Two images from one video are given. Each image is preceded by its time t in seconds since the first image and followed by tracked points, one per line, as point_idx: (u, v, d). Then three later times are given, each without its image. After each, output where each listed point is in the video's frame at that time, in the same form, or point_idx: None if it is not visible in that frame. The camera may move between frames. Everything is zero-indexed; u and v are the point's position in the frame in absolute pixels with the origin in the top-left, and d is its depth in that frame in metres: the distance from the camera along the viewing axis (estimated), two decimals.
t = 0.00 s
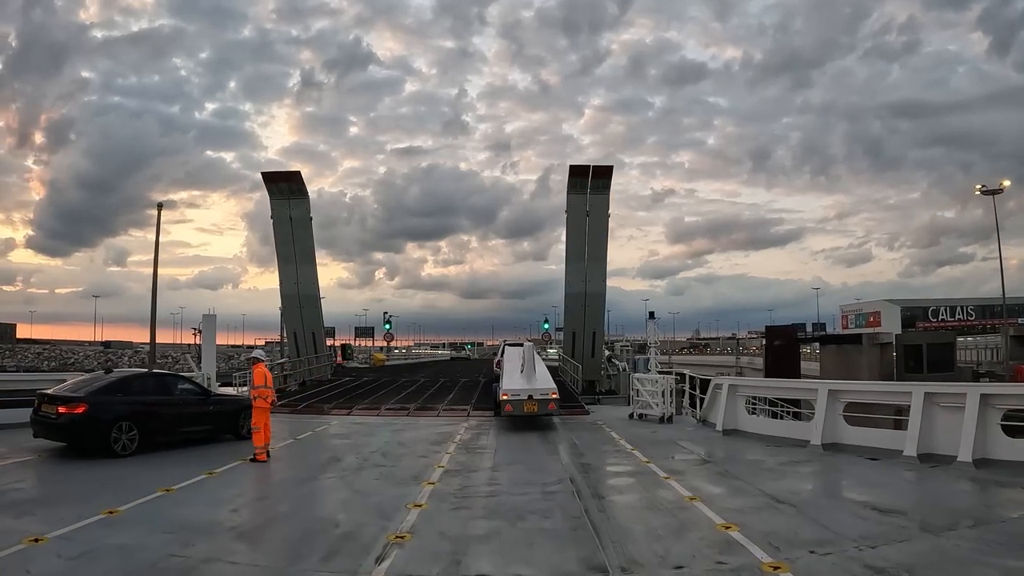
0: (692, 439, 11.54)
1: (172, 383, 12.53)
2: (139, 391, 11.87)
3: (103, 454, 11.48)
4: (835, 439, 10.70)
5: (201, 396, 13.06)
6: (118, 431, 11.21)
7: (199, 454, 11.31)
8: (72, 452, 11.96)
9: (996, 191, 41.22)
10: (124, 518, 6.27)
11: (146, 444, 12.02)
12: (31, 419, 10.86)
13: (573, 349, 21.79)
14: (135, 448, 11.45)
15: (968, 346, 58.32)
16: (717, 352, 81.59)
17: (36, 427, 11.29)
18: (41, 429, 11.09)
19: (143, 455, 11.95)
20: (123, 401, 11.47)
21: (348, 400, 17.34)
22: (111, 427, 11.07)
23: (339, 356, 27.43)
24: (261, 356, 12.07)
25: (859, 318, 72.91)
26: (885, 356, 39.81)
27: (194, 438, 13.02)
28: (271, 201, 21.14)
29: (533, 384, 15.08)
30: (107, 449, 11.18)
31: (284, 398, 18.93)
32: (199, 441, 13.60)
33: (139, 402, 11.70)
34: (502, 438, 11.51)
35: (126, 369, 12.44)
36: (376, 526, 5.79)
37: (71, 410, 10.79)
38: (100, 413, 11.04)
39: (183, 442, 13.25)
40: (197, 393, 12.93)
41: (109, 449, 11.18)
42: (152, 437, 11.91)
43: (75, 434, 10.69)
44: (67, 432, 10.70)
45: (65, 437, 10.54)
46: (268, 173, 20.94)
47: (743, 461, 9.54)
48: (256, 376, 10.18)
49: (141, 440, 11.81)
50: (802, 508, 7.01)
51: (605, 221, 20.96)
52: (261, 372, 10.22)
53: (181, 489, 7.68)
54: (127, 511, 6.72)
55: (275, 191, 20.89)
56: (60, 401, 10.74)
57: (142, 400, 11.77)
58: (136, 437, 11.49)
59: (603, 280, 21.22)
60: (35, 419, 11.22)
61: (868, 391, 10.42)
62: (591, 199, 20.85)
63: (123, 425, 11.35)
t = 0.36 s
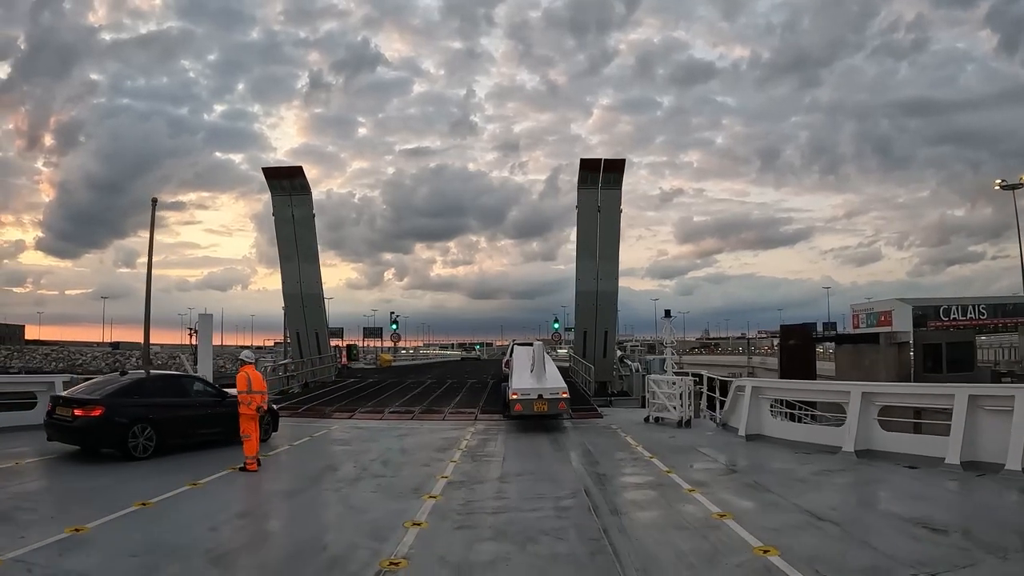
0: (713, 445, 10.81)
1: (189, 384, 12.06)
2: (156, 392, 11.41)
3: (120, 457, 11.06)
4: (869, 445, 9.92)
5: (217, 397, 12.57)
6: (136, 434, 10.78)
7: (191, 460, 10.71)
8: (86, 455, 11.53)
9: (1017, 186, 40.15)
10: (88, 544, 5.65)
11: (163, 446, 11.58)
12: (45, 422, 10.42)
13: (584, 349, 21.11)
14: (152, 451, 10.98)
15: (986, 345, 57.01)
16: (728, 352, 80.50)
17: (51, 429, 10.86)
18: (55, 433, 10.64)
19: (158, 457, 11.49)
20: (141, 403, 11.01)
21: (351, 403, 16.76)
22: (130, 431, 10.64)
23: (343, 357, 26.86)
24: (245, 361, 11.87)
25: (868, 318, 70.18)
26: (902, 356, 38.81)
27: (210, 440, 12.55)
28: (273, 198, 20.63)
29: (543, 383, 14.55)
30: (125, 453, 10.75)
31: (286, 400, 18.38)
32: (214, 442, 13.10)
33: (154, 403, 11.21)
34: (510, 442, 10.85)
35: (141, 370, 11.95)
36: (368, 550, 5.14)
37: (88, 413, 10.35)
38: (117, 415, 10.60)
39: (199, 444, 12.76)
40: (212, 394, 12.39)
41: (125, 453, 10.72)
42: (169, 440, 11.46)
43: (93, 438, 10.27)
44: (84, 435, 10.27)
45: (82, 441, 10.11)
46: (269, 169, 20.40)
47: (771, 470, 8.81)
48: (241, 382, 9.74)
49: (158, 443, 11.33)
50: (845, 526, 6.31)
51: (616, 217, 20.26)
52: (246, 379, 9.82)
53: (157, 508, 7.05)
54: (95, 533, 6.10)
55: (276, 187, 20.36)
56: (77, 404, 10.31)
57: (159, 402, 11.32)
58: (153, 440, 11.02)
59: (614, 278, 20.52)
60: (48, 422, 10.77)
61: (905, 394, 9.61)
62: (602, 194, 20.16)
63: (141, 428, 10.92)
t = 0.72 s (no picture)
0: (730, 451, 10.19)
1: (202, 385, 11.55)
2: (170, 393, 10.95)
3: (134, 459, 10.67)
4: (898, 452, 9.25)
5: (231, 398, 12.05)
6: (150, 437, 10.36)
7: (178, 466, 10.17)
8: (99, 456, 11.16)
9: None
10: (47, 567, 5.08)
11: (178, 448, 11.16)
12: (57, 424, 10.04)
13: (591, 349, 20.52)
14: (166, 453, 10.59)
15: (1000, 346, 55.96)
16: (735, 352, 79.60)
17: (62, 432, 10.47)
18: (68, 435, 10.25)
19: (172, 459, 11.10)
20: (154, 405, 10.58)
21: (351, 405, 16.24)
22: (143, 434, 10.22)
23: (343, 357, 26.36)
24: (228, 360, 11.93)
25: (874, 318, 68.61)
26: (915, 356, 37.97)
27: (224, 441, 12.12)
28: (272, 194, 20.12)
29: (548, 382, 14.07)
30: (138, 456, 10.34)
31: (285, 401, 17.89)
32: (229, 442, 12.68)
33: (168, 404, 10.80)
34: (513, 446, 10.20)
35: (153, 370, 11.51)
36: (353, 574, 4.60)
37: (101, 414, 9.95)
38: (131, 418, 10.18)
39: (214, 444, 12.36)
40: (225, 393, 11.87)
41: (139, 455, 10.33)
42: (184, 441, 11.06)
43: (107, 441, 9.88)
44: (96, 438, 9.87)
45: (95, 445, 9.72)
46: (268, 164, 19.92)
47: (796, 480, 8.18)
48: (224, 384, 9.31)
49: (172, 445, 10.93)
50: (887, 546, 5.69)
51: (625, 213, 19.66)
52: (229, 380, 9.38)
53: (131, 522, 6.50)
54: (58, 552, 5.55)
55: (275, 183, 19.88)
56: (90, 406, 9.91)
57: (172, 403, 10.86)
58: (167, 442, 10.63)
59: (622, 276, 19.92)
60: (60, 424, 10.39)
61: (938, 397, 8.92)
62: (610, 189, 19.56)
63: (155, 430, 10.50)
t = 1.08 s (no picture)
0: (748, 458, 9.52)
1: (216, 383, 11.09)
2: (185, 392, 10.52)
3: (149, 460, 10.27)
4: (932, 459, 8.53)
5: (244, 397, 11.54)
6: (166, 438, 9.95)
7: (158, 473, 9.58)
8: (111, 457, 10.73)
9: None
10: None
11: (193, 448, 10.74)
12: (71, 426, 9.62)
13: (597, 349, 19.86)
14: (182, 455, 10.14)
15: (1012, 346, 54.91)
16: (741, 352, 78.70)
17: (73, 434, 10.04)
18: (82, 436, 9.83)
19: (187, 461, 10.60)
20: (169, 405, 10.13)
21: (348, 407, 15.62)
22: (158, 435, 9.78)
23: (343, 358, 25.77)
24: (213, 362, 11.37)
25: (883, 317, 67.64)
26: (928, 356, 37.11)
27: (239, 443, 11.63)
28: (268, 189, 19.54)
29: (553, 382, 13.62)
30: (154, 458, 9.93)
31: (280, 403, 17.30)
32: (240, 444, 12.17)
33: (184, 404, 10.35)
34: (516, 452, 9.52)
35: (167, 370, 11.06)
36: None
37: (116, 415, 9.54)
38: (146, 418, 9.76)
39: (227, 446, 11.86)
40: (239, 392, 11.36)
41: (154, 457, 9.88)
42: (198, 442, 10.59)
43: (123, 443, 9.49)
44: (111, 440, 9.47)
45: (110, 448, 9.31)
46: (264, 159, 19.32)
47: (825, 491, 7.48)
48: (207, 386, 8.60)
49: (187, 448, 10.47)
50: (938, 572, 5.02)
51: (632, 208, 18.97)
52: (213, 382, 8.66)
53: (92, 542, 5.87)
54: None
55: (271, 177, 19.29)
56: (105, 406, 9.50)
57: (187, 403, 10.43)
58: (182, 443, 10.18)
59: (630, 273, 19.25)
60: (73, 425, 9.96)
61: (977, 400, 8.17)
62: (616, 183, 18.88)
63: (171, 430, 10.08)
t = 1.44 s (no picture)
0: (763, 465, 8.95)
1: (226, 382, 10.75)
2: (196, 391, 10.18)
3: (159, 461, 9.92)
4: (963, 467, 7.96)
5: (254, 397, 11.17)
6: (179, 440, 9.63)
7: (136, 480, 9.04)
8: (116, 458, 10.32)
9: None
10: None
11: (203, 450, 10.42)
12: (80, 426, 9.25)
13: (600, 349, 19.28)
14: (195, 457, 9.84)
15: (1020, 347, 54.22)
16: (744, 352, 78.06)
17: (79, 435, 9.64)
18: (90, 438, 9.46)
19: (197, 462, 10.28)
20: (182, 406, 9.81)
21: (343, 409, 15.08)
22: (171, 437, 9.46)
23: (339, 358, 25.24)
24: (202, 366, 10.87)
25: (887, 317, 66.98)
26: (936, 356, 36.57)
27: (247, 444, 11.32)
28: (262, 183, 19.01)
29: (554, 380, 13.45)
30: (165, 460, 9.59)
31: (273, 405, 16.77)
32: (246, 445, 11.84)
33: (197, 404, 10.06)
34: (517, 458, 8.94)
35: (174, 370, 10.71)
36: None
37: (128, 416, 9.18)
38: (159, 419, 9.42)
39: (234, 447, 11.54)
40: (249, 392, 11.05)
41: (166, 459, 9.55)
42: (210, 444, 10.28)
43: (135, 445, 9.16)
44: (123, 442, 9.12)
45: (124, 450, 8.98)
46: (258, 153, 18.78)
47: (849, 503, 6.93)
48: (192, 386, 7.70)
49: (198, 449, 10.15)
50: None
51: (637, 203, 18.41)
52: (198, 381, 7.75)
53: (50, 563, 5.34)
54: None
55: (265, 172, 18.75)
56: (117, 407, 9.15)
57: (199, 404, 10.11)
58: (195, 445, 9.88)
59: (635, 270, 18.68)
60: (81, 426, 9.58)
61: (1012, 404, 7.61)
62: (620, 178, 18.32)
63: (183, 432, 9.77)
